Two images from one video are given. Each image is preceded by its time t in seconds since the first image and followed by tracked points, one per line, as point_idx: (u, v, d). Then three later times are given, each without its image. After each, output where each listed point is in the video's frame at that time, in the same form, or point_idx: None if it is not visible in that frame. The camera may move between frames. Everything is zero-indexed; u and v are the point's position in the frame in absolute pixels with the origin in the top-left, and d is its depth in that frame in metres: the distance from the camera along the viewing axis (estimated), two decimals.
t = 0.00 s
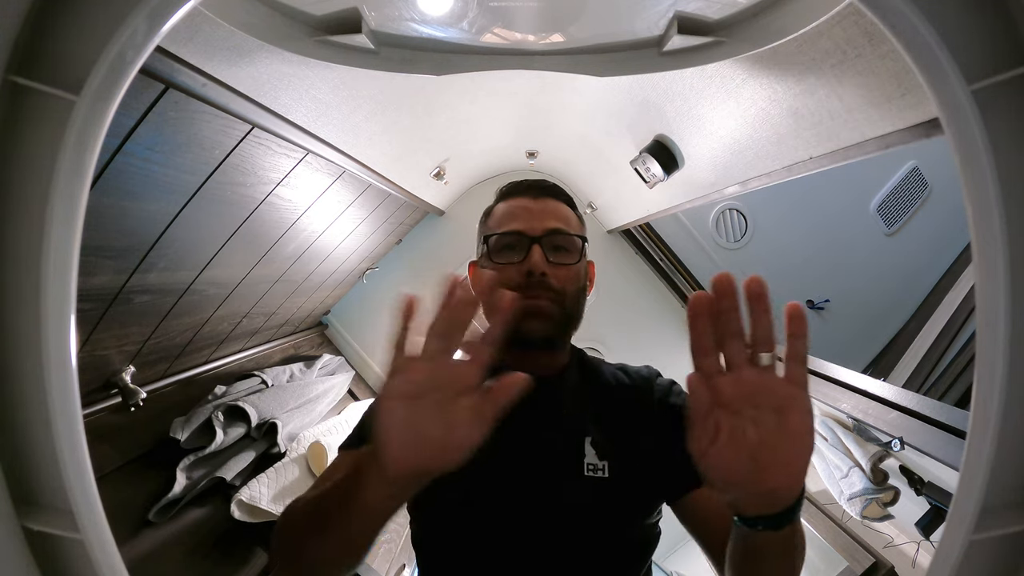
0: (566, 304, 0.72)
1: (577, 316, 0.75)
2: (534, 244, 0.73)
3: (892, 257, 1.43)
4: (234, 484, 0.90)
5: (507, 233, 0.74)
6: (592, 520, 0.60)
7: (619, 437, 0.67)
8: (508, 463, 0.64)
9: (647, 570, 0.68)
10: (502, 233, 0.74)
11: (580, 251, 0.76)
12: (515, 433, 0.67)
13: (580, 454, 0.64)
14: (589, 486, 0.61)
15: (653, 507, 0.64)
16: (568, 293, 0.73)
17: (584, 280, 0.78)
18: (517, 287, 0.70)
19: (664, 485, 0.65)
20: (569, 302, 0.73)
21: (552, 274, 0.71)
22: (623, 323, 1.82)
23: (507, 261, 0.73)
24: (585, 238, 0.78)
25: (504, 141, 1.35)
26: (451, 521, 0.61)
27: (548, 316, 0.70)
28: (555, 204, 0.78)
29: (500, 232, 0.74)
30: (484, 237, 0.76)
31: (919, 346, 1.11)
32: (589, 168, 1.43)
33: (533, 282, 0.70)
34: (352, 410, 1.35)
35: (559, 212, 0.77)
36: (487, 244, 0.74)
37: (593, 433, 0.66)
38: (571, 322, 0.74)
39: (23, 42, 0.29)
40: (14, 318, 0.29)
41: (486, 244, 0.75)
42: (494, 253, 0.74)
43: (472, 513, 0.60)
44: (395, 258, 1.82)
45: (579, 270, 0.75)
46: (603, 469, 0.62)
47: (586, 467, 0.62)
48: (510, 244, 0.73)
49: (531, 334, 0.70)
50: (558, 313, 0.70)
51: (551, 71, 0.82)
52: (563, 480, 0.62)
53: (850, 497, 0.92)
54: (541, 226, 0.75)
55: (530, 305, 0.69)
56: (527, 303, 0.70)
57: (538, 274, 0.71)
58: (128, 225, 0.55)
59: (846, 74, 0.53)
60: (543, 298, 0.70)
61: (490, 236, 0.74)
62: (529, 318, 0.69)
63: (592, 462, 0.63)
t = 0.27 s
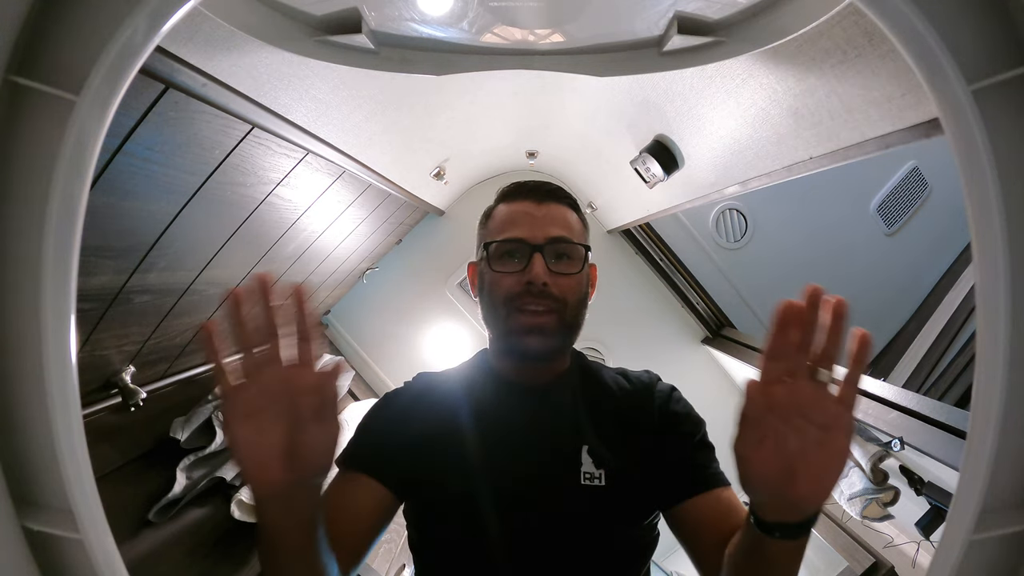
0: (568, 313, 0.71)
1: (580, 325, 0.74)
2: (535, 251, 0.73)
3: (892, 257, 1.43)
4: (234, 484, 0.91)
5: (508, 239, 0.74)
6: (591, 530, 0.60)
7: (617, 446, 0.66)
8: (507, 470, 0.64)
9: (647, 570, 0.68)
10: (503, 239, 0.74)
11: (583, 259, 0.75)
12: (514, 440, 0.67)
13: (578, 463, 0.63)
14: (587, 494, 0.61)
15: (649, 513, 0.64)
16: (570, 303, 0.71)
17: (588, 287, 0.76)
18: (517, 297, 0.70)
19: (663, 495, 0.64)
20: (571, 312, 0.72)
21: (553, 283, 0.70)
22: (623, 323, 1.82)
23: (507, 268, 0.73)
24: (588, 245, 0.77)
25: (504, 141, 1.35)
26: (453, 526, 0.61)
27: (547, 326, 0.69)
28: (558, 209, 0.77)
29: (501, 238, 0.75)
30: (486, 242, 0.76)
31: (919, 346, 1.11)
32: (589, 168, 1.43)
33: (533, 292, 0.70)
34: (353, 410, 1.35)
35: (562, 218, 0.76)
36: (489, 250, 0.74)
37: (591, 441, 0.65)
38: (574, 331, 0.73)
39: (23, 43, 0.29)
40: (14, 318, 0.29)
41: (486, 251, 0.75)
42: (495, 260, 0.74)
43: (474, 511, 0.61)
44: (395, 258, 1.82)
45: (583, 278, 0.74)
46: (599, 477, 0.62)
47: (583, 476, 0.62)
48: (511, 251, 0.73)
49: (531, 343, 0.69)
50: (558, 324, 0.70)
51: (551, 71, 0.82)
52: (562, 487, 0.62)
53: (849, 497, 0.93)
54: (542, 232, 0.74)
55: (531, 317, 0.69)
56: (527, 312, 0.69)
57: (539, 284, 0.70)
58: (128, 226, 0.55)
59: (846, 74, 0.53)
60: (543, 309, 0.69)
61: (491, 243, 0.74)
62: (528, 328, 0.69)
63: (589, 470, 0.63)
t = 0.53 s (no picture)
0: (566, 309, 0.70)
1: (578, 321, 0.73)
2: (533, 247, 0.72)
3: (892, 257, 1.43)
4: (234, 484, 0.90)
5: (506, 236, 0.74)
6: (590, 531, 0.60)
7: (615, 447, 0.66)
8: (506, 471, 0.64)
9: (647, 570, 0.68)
10: (501, 236, 0.74)
11: (580, 255, 0.75)
12: (513, 441, 0.67)
13: (575, 462, 0.64)
14: (585, 495, 0.61)
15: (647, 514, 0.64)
16: (567, 298, 0.71)
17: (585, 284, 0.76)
18: (514, 292, 0.69)
19: (662, 496, 0.64)
20: (569, 307, 0.71)
21: (550, 278, 0.70)
22: (622, 323, 1.82)
23: (505, 264, 0.73)
24: (585, 241, 0.77)
25: (504, 141, 1.35)
26: (452, 527, 0.61)
27: (545, 321, 0.68)
28: (555, 207, 0.77)
29: (499, 235, 0.75)
30: (484, 239, 0.76)
31: (919, 346, 1.11)
32: (589, 168, 1.43)
33: (531, 287, 0.69)
34: (353, 410, 1.35)
35: (559, 215, 0.76)
36: (487, 247, 0.74)
37: (588, 442, 0.65)
38: (572, 327, 0.72)
39: (23, 43, 0.29)
40: (14, 318, 0.29)
41: (484, 247, 0.75)
42: (493, 256, 0.74)
43: (473, 512, 0.61)
44: (395, 258, 1.82)
45: (581, 274, 0.73)
46: (597, 477, 0.62)
47: (580, 476, 0.62)
48: (509, 247, 0.74)
49: (530, 337, 0.68)
50: (556, 319, 0.69)
51: (551, 71, 0.82)
52: (561, 488, 0.61)
53: (850, 498, 0.93)
54: (540, 229, 0.74)
55: (529, 311, 0.68)
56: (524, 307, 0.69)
57: (536, 279, 0.70)
58: (128, 226, 0.55)
59: (846, 74, 0.53)
60: (542, 303, 0.69)
61: (489, 240, 0.75)
62: (526, 323, 0.68)
63: (586, 470, 0.63)
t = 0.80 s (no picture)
0: (565, 303, 0.70)
1: (576, 316, 0.72)
2: (532, 242, 0.73)
3: (892, 257, 1.43)
4: (234, 484, 0.90)
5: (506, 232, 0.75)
6: (590, 524, 0.60)
7: (615, 442, 0.67)
8: (507, 466, 0.64)
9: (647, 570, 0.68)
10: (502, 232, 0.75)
11: (579, 250, 0.75)
12: (514, 435, 0.67)
13: (575, 455, 0.64)
14: (585, 488, 0.61)
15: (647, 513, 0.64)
16: (566, 292, 0.70)
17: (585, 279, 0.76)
18: (514, 286, 0.70)
19: (663, 493, 0.65)
20: (568, 301, 0.71)
21: (549, 271, 0.70)
22: (623, 323, 1.82)
23: (505, 259, 0.73)
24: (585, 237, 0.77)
25: (504, 141, 1.35)
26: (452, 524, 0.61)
27: (544, 315, 0.68)
28: (555, 203, 0.77)
29: (500, 231, 0.75)
30: (485, 236, 0.77)
31: (919, 346, 1.11)
32: (589, 168, 1.43)
33: (530, 280, 0.70)
34: (353, 410, 1.35)
35: (558, 211, 0.76)
36: (488, 243, 0.75)
37: (589, 436, 0.66)
38: (571, 322, 0.72)
39: (23, 43, 0.29)
40: (12, 318, 0.28)
41: (486, 244, 0.75)
42: (494, 252, 0.74)
43: (474, 511, 0.61)
44: (395, 258, 1.82)
45: (580, 268, 0.73)
46: (597, 470, 0.63)
47: (581, 469, 0.63)
48: (509, 243, 0.74)
49: (529, 332, 0.68)
50: (554, 312, 0.69)
51: (551, 71, 0.82)
52: (561, 484, 0.62)
53: (850, 498, 0.92)
54: (540, 224, 0.75)
55: (527, 303, 0.68)
56: (524, 300, 0.69)
57: (535, 272, 0.70)
58: (129, 226, 0.55)
59: (846, 74, 0.53)
60: (539, 295, 0.69)
61: (490, 236, 0.75)
62: (524, 316, 0.68)
63: (587, 462, 0.63)
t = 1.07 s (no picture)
0: (554, 300, 0.70)
1: (568, 316, 0.71)
2: (519, 242, 0.73)
3: (892, 257, 1.43)
4: (234, 484, 0.90)
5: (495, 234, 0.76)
6: (592, 526, 0.59)
7: (616, 444, 0.67)
8: (508, 468, 0.64)
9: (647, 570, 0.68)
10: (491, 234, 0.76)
11: (568, 247, 0.74)
12: (515, 437, 0.67)
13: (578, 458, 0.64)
14: (587, 490, 0.61)
15: (648, 514, 0.64)
16: (554, 290, 0.70)
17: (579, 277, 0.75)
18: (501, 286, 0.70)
19: (665, 495, 0.64)
20: (557, 300, 0.70)
21: (535, 270, 0.70)
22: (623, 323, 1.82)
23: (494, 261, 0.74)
24: (575, 234, 0.76)
25: (504, 141, 1.35)
26: (452, 526, 0.61)
27: (531, 313, 0.68)
28: (545, 203, 0.78)
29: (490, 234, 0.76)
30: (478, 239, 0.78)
31: (919, 346, 1.11)
32: (589, 168, 1.43)
33: (517, 280, 0.70)
34: (353, 410, 1.35)
35: (547, 211, 0.77)
36: (479, 246, 0.76)
37: (591, 438, 0.66)
38: (562, 320, 0.71)
39: (24, 43, 0.29)
40: (13, 318, 0.28)
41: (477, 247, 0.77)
42: (484, 255, 0.75)
43: (474, 513, 0.61)
44: (394, 258, 1.82)
45: (570, 266, 0.73)
46: (600, 472, 0.62)
47: (583, 471, 0.62)
48: (499, 245, 0.75)
49: (519, 334, 0.68)
50: (542, 312, 0.68)
51: (551, 71, 0.82)
52: (564, 486, 0.62)
53: (850, 498, 0.92)
54: (527, 224, 0.75)
55: (514, 303, 0.68)
56: (511, 299, 0.69)
57: (520, 271, 0.70)
58: (129, 226, 0.55)
59: (846, 74, 0.53)
60: (526, 294, 0.69)
61: (481, 239, 0.76)
62: (512, 317, 0.68)
63: (589, 465, 0.63)
